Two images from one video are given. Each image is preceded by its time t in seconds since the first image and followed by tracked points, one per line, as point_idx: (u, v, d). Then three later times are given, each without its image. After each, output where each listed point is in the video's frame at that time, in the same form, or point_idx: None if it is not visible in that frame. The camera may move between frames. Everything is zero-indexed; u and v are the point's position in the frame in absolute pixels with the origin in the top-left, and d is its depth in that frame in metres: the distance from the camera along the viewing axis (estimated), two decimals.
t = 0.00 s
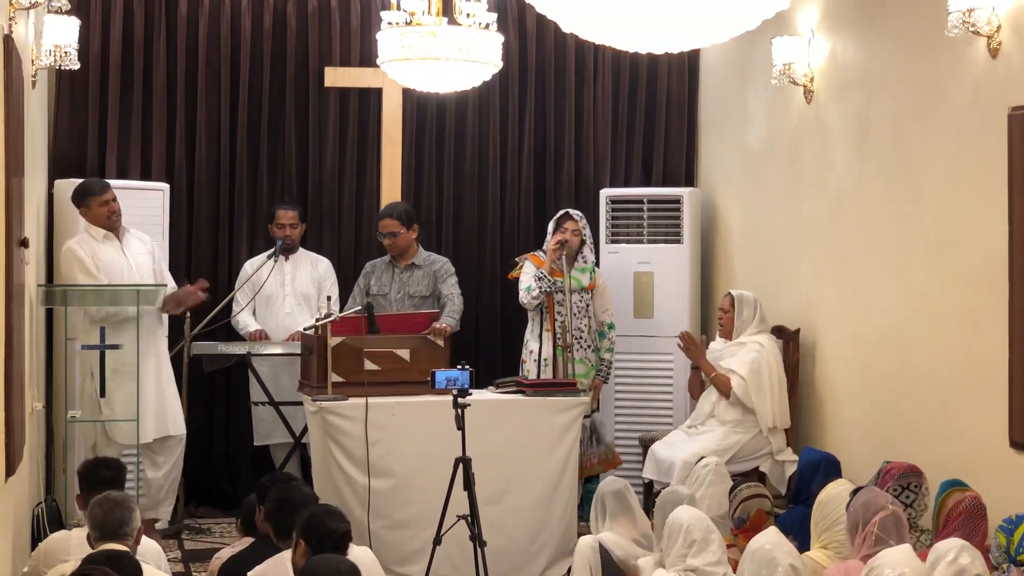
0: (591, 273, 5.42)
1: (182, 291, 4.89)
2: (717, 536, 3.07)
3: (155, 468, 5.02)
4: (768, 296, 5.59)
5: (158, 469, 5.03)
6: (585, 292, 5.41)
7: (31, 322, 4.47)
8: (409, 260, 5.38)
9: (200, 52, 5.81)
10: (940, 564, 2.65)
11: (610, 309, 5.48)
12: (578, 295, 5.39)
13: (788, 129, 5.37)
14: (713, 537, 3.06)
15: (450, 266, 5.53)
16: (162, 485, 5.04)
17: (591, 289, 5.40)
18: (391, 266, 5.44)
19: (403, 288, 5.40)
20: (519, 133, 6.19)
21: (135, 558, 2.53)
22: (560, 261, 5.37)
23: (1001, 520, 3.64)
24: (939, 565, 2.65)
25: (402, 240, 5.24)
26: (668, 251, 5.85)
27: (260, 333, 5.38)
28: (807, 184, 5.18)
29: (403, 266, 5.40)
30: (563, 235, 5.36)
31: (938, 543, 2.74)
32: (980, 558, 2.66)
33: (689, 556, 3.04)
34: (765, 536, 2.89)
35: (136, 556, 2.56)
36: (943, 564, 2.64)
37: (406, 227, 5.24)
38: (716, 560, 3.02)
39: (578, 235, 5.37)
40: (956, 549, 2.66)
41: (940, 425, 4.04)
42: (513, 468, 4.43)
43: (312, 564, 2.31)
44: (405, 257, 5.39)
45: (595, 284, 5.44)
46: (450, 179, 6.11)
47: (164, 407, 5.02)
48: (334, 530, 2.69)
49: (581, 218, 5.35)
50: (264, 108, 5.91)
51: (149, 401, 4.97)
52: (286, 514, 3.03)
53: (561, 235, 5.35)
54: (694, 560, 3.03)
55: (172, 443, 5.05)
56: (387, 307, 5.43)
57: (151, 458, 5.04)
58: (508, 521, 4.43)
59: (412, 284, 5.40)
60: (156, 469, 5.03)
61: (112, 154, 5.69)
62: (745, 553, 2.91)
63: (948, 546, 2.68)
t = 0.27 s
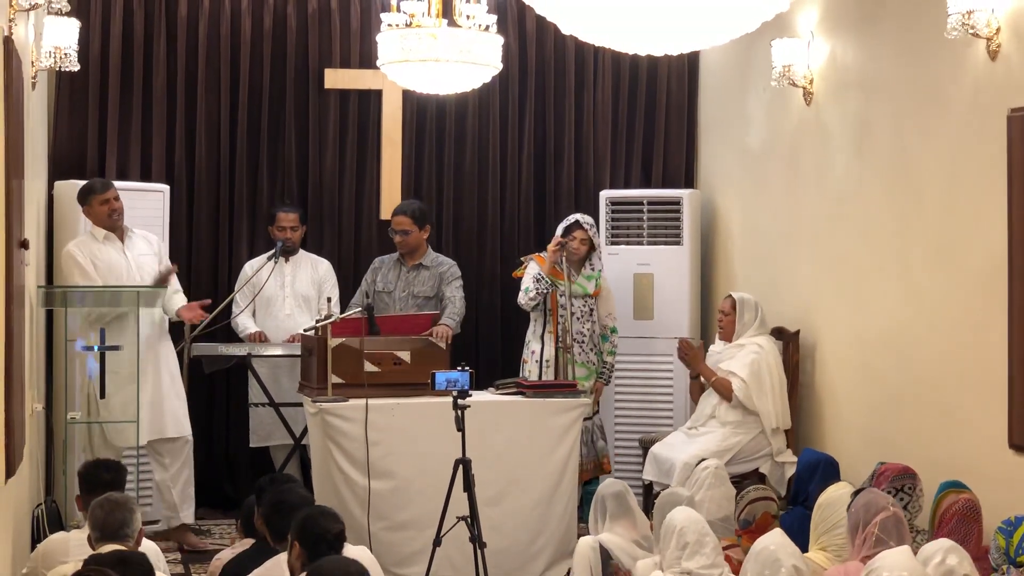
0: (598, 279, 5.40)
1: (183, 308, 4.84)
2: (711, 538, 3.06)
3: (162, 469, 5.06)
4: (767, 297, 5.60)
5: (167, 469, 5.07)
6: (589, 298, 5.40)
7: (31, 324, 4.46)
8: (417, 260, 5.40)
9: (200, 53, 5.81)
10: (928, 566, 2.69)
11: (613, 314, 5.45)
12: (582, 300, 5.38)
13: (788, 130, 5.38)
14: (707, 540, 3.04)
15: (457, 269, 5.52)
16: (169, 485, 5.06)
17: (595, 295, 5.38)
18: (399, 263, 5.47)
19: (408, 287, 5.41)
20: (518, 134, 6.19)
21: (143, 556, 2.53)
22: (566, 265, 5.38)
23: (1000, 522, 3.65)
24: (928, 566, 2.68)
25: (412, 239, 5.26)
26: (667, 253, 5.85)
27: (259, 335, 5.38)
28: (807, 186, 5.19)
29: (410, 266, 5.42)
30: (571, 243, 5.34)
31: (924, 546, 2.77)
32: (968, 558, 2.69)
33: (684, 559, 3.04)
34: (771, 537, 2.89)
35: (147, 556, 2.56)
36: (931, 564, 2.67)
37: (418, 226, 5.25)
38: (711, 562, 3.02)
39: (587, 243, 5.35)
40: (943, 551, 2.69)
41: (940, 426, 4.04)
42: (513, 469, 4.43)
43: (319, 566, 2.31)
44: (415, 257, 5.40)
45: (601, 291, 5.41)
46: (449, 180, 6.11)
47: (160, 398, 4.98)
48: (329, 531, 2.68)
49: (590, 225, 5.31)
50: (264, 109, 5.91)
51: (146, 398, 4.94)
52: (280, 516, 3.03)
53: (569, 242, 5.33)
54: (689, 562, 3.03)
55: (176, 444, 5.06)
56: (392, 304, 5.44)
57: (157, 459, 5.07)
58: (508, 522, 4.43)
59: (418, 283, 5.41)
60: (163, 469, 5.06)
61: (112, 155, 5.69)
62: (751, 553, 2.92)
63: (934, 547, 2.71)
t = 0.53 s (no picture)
0: (602, 281, 5.39)
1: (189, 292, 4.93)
2: (705, 541, 3.05)
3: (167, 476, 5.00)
4: (767, 298, 5.60)
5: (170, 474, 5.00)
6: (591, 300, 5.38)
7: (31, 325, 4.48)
8: (420, 261, 5.40)
9: (200, 54, 5.81)
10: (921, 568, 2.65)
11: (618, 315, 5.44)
12: (584, 302, 5.37)
13: (788, 131, 5.38)
14: (701, 543, 3.04)
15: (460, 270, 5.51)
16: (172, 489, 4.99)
17: (598, 298, 5.37)
18: (401, 266, 5.47)
19: (410, 288, 5.41)
20: (518, 135, 6.20)
21: (152, 556, 2.53)
22: (570, 268, 5.38)
23: (1000, 522, 3.64)
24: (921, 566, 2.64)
25: (416, 240, 5.27)
26: (667, 253, 5.85)
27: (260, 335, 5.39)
28: (807, 186, 5.19)
29: (413, 267, 5.42)
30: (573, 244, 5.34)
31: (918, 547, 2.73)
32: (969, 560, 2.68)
33: (678, 561, 3.04)
34: (773, 536, 2.89)
35: (159, 557, 2.56)
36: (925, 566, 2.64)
37: (424, 226, 5.29)
38: (705, 564, 3.01)
39: (589, 243, 5.35)
40: (936, 552, 2.66)
41: (939, 427, 4.04)
42: (513, 469, 4.43)
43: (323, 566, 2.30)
44: (417, 257, 5.40)
45: (604, 294, 5.40)
46: (449, 181, 6.11)
47: (164, 400, 4.93)
48: (305, 530, 2.58)
49: (592, 226, 5.31)
50: (264, 110, 5.91)
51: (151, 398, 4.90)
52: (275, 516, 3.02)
53: (571, 244, 5.33)
54: (683, 565, 3.03)
55: (173, 449, 4.98)
56: (393, 305, 5.45)
57: (161, 465, 5.01)
58: (508, 523, 4.43)
59: (420, 284, 5.41)
60: (166, 474, 4.99)
61: (112, 156, 5.69)
62: (751, 552, 2.91)
63: (928, 548, 2.68)
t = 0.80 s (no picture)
0: (604, 283, 5.37)
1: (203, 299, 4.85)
2: (700, 543, 3.05)
3: (178, 474, 5.04)
4: (767, 298, 5.60)
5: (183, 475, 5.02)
6: (594, 303, 5.37)
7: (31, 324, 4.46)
8: (420, 262, 5.40)
9: (201, 55, 5.81)
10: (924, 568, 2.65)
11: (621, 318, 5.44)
12: (586, 304, 5.36)
13: (788, 130, 5.38)
14: (696, 544, 3.04)
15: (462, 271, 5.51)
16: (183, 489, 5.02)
17: (600, 301, 5.35)
18: (401, 267, 5.46)
19: (411, 289, 5.41)
20: (519, 136, 6.20)
21: (163, 560, 2.54)
22: (574, 270, 5.39)
23: (1000, 522, 3.64)
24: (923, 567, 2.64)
25: (417, 242, 5.27)
26: (668, 254, 5.85)
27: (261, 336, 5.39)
28: (807, 186, 5.19)
29: (413, 268, 5.42)
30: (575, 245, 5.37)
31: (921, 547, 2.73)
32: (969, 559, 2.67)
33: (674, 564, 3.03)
34: (770, 537, 2.89)
35: (170, 560, 2.57)
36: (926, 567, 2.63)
37: (426, 228, 5.27)
38: (700, 566, 3.00)
39: (592, 244, 5.36)
40: (938, 553, 2.66)
41: (940, 426, 4.04)
42: (513, 469, 4.43)
43: (318, 565, 2.31)
44: (417, 258, 5.40)
45: (606, 296, 5.39)
46: (449, 181, 6.11)
47: (182, 396, 4.94)
48: (271, 534, 2.63)
49: (594, 228, 5.32)
50: (265, 110, 5.92)
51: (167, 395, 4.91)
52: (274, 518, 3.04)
53: (574, 245, 5.36)
54: (679, 568, 3.01)
55: (188, 448, 5.00)
56: (394, 306, 5.45)
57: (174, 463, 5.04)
58: (509, 523, 4.43)
59: (420, 285, 5.41)
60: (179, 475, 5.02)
61: (112, 157, 5.69)
62: (748, 553, 2.91)
63: (929, 549, 2.68)
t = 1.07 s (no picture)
0: (607, 283, 5.35)
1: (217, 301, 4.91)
2: (702, 545, 3.05)
3: (188, 472, 5.06)
4: (769, 299, 5.60)
5: (192, 473, 5.04)
6: (597, 304, 5.35)
7: (37, 331, 4.65)
8: (420, 264, 5.39)
9: (202, 56, 5.81)
10: (937, 567, 2.62)
11: (625, 319, 5.44)
12: (589, 305, 5.34)
13: (789, 131, 5.38)
14: (698, 547, 3.03)
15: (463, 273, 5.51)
16: (192, 487, 5.03)
17: (603, 301, 5.34)
18: (401, 268, 5.46)
19: (411, 291, 5.41)
20: (520, 137, 6.19)
21: (173, 567, 2.52)
22: (576, 271, 5.38)
23: (1002, 523, 3.64)
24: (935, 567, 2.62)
25: (417, 245, 5.26)
26: (670, 254, 5.86)
27: (263, 337, 5.39)
28: (808, 187, 5.19)
29: (413, 269, 5.42)
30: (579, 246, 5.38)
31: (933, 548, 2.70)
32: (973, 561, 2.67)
33: (675, 566, 3.04)
34: (767, 539, 2.89)
35: (177, 565, 2.55)
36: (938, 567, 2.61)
37: (429, 231, 5.27)
38: (701, 569, 3.01)
39: (595, 245, 5.37)
40: (952, 552, 2.62)
41: (942, 427, 4.04)
42: (515, 470, 4.43)
43: (312, 567, 2.32)
44: (418, 260, 5.39)
45: (609, 297, 5.37)
46: (451, 182, 6.11)
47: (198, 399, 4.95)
48: (254, 537, 2.63)
49: (596, 228, 5.34)
50: (267, 110, 5.92)
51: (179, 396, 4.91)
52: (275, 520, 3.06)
53: (576, 246, 5.38)
54: (680, 570, 3.02)
55: (201, 449, 5.02)
56: (395, 308, 5.44)
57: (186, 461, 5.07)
58: (511, 524, 4.43)
59: (420, 287, 5.40)
60: (188, 473, 5.04)
61: (113, 157, 5.69)
62: (745, 555, 2.91)
63: (942, 549, 2.65)
